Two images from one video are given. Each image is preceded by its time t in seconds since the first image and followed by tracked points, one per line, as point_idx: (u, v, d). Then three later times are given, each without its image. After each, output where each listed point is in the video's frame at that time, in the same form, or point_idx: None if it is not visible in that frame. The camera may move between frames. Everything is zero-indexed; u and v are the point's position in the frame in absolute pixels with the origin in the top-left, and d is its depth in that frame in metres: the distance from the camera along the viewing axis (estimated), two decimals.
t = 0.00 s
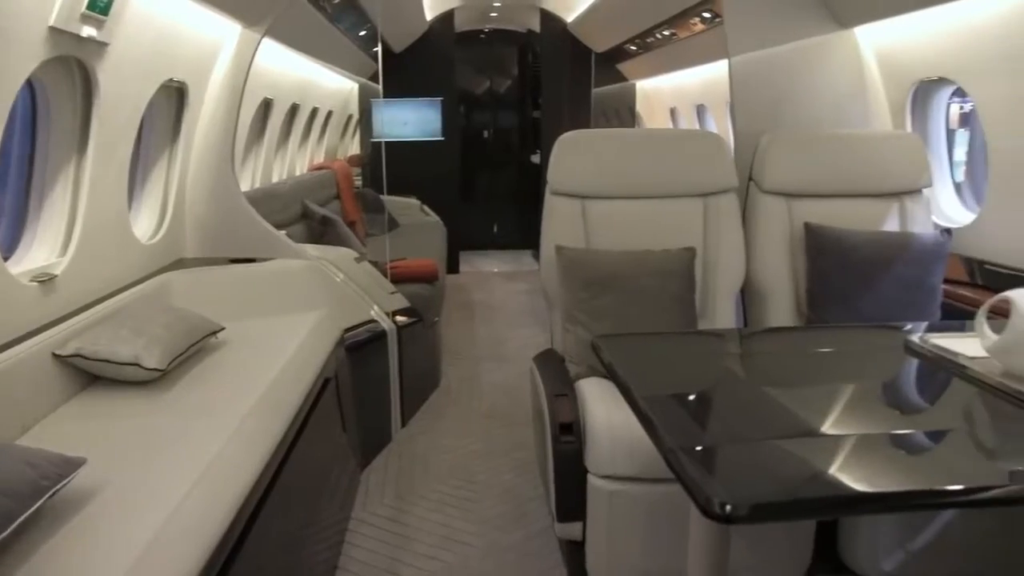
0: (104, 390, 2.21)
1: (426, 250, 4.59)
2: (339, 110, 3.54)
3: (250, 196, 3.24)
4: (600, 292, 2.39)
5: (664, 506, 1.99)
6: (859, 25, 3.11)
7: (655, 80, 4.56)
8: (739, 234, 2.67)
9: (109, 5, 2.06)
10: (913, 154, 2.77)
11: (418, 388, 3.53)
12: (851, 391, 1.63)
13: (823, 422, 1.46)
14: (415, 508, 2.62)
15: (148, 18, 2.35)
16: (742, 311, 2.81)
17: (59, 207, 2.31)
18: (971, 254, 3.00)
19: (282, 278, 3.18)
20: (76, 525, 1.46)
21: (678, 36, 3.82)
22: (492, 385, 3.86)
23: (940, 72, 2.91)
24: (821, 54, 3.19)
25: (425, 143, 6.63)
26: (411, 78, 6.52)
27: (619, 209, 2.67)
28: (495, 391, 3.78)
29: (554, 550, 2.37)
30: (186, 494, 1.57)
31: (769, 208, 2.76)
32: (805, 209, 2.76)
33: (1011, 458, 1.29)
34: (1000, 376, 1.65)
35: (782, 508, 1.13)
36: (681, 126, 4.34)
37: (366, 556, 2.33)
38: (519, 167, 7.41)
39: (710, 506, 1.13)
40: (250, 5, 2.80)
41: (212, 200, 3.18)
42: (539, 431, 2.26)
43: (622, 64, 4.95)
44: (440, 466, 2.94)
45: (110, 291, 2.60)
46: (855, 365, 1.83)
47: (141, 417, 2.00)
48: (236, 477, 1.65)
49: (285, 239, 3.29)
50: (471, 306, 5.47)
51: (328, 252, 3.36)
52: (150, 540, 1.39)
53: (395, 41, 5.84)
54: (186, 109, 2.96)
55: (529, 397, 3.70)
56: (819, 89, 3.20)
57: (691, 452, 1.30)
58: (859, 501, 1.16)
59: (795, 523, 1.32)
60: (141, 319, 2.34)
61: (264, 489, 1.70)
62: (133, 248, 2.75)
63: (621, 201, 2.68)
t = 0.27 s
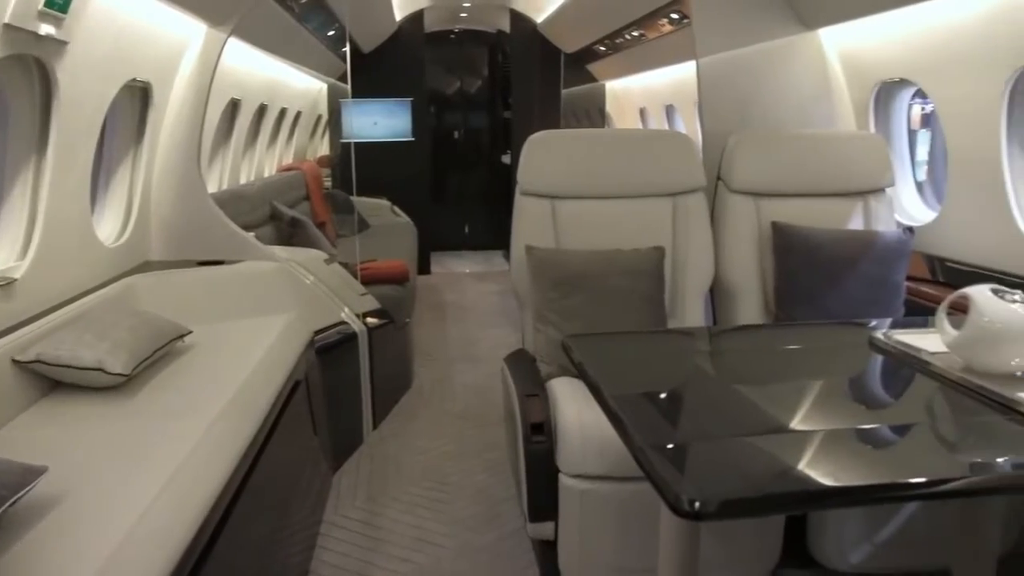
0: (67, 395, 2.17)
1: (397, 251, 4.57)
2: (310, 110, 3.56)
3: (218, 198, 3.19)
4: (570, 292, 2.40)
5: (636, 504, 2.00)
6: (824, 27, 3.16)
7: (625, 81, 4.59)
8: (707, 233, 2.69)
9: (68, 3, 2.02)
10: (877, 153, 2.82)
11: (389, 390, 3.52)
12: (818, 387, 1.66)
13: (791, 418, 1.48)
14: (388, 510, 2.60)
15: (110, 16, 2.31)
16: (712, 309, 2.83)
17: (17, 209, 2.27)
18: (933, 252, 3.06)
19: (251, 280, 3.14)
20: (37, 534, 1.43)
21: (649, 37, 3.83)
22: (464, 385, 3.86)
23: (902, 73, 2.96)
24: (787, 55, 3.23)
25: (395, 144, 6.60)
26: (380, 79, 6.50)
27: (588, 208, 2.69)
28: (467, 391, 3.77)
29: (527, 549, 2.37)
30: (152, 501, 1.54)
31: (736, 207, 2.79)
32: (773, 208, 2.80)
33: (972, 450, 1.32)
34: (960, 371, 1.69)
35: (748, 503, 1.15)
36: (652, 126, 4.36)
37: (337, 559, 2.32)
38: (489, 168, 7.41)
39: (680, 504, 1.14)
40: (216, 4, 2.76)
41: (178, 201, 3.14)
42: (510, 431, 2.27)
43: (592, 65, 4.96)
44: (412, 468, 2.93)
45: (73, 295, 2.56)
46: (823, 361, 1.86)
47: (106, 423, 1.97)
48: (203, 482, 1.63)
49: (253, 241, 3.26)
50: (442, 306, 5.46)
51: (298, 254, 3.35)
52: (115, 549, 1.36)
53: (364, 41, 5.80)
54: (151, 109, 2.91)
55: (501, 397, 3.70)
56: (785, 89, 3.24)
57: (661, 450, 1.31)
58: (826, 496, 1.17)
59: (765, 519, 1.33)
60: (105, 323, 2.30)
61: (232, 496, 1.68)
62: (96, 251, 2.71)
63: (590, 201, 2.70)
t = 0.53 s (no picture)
0: (20, 403, 2.12)
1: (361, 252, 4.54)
2: (271, 110, 3.58)
3: (177, 199, 3.11)
4: (535, 292, 2.40)
5: (602, 502, 2.01)
6: (782, 28, 3.21)
7: (588, 81, 4.63)
8: (669, 232, 2.72)
9: None
10: (833, 153, 2.88)
11: (354, 393, 3.49)
12: (780, 383, 1.68)
13: (754, 414, 1.50)
14: (353, 513, 2.59)
15: (60, 13, 2.26)
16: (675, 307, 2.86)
17: None
18: (889, 249, 3.13)
19: (212, 283, 3.09)
20: None
21: (611, 37, 3.86)
22: (430, 386, 3.85)
23: (857, 74, 3.02)
24: (746, 56, 3.28)
25: (359, 144, 6.56)
26: (343, 79, 6.47)
27: (551, 209, 2.69)
28: (433, 392, 3.76)
29: (495, 550, 2.37)
30: (107, 509, 1.51)
31: (698, 205, 2.82)
32: (734, 207, 2.83)
33: (926, 442, 1.35)
34: (915, 365, 1.73)
35: (710, 499, 1.16)
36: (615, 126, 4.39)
37: (303, 564, 2.29)
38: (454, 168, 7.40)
39: (642, 501, 1.15)
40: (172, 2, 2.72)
41: (136, 202, 3.05)
42: (477, 432, 2.26)
43: (555, 65, 4.98)
44: (378, 470, 2.91)
45: (26, 299, 2.50)
46: (784, 358, 1.88)
47: (62, 430, 1.93)
48: (163, 488, 1.60)
49: (214, 244, 3.18)
50: (408, 307, 5.44)
51: (258, 255, 3.31)
52: (70, 558, 1.33)
53: (326, 41, 5.76)
54: (105, 109, 2.85)
55: (467, 398, 3.69)
56: (745, 90, 3.28)
57: (626, 447, 1.32)
58: (787, 490, 1.19)
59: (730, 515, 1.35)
60: (60, 328, 2.26)
61: (192, 502, 1.65)
62: (50, 254, 2.65)
63: (553, 201, 2.71)
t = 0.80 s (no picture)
0: None
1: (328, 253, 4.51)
2: (236, 110, 3.62)
3: (138, 202, 3.04)
4: (502, 292, 2.40)
5: (571, 501, 2.02)
6: (745, 29, 3.25)
7: (556, 81, 4.55)
8: (636, 231, 2.74)
9: None
10: (795, 153, 2.92)
11: (322, 396, 3.46)
12: (745, 380, 1.70)
13: (721, 411, 1.51)
14: (322, 517, 2.56)
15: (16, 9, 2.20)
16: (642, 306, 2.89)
17: None
18: (851, 246, 3.18)
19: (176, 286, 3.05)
20: None
21: (578, 37, 3.88)
22: (400, 388, 3.83)
23: (817, 75, 3.07)
24: (709, 57, 3.31)
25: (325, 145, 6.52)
26: (309, 79, 6.41)
27: (518, 209, 2.70)
28: (402, 394, 3.75)
29: (465, 551, 2.37)
30: (67, 520, 1.48)
31: (664, 204, 2.85)
32: (700, 206, 2.86)
33: (887, 435, 1.38)
34: (876, 360, 1.76)
35: (676, 495, 1.17)
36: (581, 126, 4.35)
37: (271, 570, 2.27)
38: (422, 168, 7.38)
39: (610, 499, 1.15)
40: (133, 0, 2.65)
41: (96, 204, 2.95)
42: (445, 433, 2.26)
43: (522, 65, 4.98)
44: (347, 473, 2.89)
45: None
46: (750, 354, 1.91)
47: (19, 438, 1.88)
48: (124, 496, 1.58)
49: (177, 245, 3.11)
50: (376, 308, 5.42)
51: (224, 258, 3.25)
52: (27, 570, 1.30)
53: (291, 41, 5.71)
54: (62, 112, 2.75)
55: (436, 399, 3.68)
56: (709, 90, 3.32)
57: (596, 446, 1.32)
58: (753, 485, 1.20)
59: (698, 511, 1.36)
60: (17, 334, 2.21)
61: (156, 510, 1.63)
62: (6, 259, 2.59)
63: (520, 201, 2.71)
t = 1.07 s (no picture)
0: None
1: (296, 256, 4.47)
2: (201, 111, 3.59)
3: (100, 204, 2.97)
4: (471, 292, 2.40)
5: (540, 501, 2.03)
6: (710, 29, 3.28)
7: (525, 81, 4.54)
8: (603, 229, 2.76)
9: None
10: (759, 155, 2.96)
11: (290, 399, 3.43)
12: (714, 378, 1.72)
13: (691, 408, 1.53)
14: (291, 521, 2.54)
15: None
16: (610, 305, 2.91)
17: None
18: (816, 245, 3.23)
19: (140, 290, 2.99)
20: None
21: (545, 38, 3.89)
22: (369, 390, 3.81)
23: (781, 75, 3.11)
24: (675, 58, 3.34)
25: (292, 146, 6.45)
26: (276, 79, 6.34)
27: (486, 209, 2.70)
28: (372, 396, 3.73)
29: (436, 552, 2.36)
30: (27, 529, 1.44)
31: (632, 203, 2.87)
32: (667, 206, 2.89)
33: (850, 430, 1.40)
34: (840, 356, 1.78)
35: (644, 493, 1.17)
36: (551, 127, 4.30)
37: None
38: (391, 169, 7.35)
39: (577, 498, 1.15)
40: None
41: (53, 207, 2.89)
42: (414, 434, 2.25)
43: (490, 65, 4.98)
44: (316, 477, 2.87)
45: None
46: (717, 353, 1.93)
47: None
48: (87, 502, 1.55)
49: (141, 249, 3.06)
50: (345, 310, 5.38)
51: (190, 260, 3.22)
52: None
53: (256, 41, 5.65)
54: (16, 112, 2.65)
55: (406, 400, 3.67)
56: (676, 91, 3.34)
57: (567, 446, 1.32)
58: (720, 481, 1.21)
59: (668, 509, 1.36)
60: None
61: (121, 516, 1.59)
62: None
63: (488, 201, 2.71)
